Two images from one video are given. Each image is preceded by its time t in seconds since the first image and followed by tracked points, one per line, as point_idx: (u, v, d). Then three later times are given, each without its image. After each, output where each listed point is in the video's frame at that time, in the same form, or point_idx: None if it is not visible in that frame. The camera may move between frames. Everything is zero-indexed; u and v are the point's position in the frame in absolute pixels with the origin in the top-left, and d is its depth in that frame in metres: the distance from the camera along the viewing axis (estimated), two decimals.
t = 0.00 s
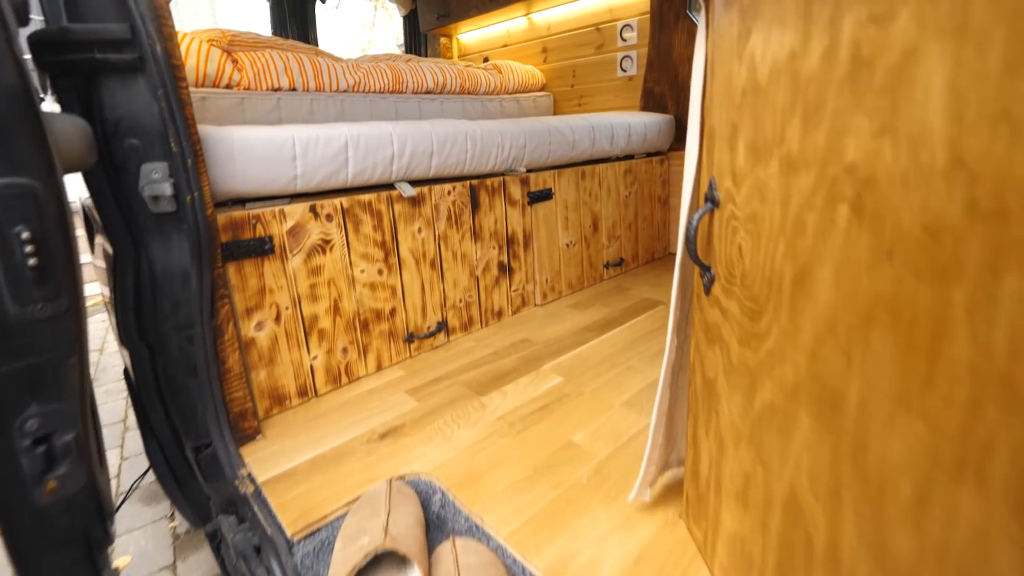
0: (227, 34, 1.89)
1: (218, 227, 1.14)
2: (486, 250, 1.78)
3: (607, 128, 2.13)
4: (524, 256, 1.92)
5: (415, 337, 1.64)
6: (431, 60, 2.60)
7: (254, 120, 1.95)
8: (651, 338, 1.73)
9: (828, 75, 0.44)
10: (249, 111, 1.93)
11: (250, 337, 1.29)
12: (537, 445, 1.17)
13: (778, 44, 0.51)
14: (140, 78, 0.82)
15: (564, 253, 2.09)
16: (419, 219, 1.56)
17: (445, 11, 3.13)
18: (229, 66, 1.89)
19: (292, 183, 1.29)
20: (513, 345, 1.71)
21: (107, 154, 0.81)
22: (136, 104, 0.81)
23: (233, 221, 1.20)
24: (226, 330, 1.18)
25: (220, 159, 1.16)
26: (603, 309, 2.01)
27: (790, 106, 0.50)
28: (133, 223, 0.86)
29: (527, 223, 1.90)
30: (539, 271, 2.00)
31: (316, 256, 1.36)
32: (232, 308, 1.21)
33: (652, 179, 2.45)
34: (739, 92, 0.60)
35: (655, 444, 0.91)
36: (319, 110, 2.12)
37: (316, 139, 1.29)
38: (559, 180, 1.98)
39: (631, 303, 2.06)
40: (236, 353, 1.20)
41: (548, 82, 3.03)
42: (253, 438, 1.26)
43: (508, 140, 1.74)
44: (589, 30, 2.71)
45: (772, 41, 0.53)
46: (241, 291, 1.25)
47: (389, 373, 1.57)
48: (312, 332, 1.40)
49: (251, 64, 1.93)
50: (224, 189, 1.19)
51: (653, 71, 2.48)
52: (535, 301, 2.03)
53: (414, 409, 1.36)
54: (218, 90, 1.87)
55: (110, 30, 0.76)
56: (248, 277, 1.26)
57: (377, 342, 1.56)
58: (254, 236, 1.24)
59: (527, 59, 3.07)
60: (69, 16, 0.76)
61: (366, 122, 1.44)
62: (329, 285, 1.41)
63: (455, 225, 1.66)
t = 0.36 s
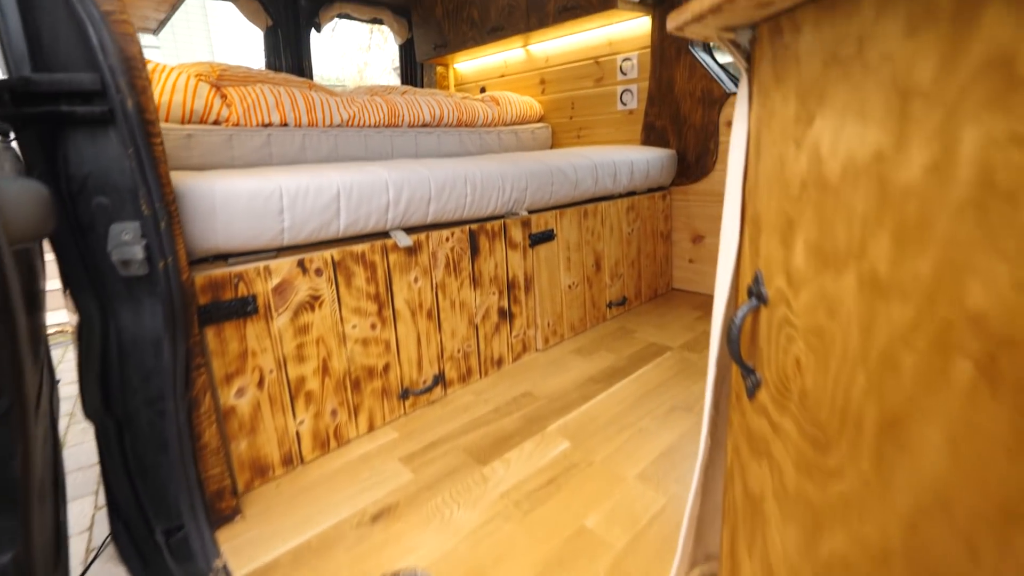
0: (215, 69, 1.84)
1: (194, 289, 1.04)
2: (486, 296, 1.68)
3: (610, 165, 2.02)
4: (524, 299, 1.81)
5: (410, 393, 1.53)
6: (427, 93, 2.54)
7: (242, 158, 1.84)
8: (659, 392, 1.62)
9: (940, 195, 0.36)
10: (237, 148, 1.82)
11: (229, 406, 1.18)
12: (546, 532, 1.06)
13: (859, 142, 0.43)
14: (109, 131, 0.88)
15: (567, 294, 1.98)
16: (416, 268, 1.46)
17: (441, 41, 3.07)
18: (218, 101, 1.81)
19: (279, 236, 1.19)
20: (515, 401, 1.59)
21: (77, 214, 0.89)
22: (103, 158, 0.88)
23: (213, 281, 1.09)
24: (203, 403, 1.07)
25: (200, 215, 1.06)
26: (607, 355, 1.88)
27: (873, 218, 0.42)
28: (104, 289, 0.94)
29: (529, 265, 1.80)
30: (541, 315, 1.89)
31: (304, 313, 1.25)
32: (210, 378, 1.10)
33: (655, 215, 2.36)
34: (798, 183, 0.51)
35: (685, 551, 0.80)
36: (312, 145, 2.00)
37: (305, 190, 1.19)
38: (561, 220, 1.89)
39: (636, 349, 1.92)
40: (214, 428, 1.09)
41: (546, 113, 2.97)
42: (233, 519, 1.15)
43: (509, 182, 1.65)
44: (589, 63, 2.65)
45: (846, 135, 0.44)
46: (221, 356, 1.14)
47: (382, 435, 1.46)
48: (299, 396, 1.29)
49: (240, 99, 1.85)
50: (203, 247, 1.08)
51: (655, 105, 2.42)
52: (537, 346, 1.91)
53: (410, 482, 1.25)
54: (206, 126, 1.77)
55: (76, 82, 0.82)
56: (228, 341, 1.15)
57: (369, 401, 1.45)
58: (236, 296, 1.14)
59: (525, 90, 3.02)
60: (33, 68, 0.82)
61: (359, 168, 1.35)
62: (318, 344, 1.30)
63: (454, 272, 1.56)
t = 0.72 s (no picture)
0: (200, 108, 1.77)
1: (168, 371, 0.93)
2: (485, 347, 1.57)
3: (612, 204, 1.93)
4: (524, 346, 1.69)
5: (404, 456, 1.41)
6: (420, 126, 2.47)
7: (228, 200, 1.74)
8: (669, 450, 1.52)
9: None
10: (222, 189, 1.72)
11: (207, 489, 1.06)
12: None
13: (983, 293, 0.35)
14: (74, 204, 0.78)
15: (568, 338, 1.86)
16: (411, 323, 1.36)
17: (433, 70, 3.00)
18: (202, 140, 1.73)
19: (264, 301, 1.09)
20: (516, 462, 1.48)
21: (36, 291, 0.77)
22: (67, 233, 0.77)
23: (189, 355, 0.99)
24: (176, 493, 0.96)
25: (176, 285, 0.96)
26: (612, 408, 1.73)
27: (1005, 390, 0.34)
28: (66, 374, 0.81)
29: (529, 311, 1.69)
30: (541, 361, 1.77)
31: (290, 382, 1.15)
32: (184, 463, 0.99)
33: (656, 251, 2.26)
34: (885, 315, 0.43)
35: None
36: (300, 183, 1.91)
37: (293, 250, 1.10)
38: (561, 262, 1.79)
39: (640, 400, 1.78)
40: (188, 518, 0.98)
41: (541, 142, 2.90)
42: None
43: (509, 227, 1.55)
44: (586, 94, 2.60)
45: (960, 277, 0.36)
46: (198, 436, 1.03)
47: (375, 504, 1.33)
48: (284, 470, 1.17)
49: (225, 138, 1.77)
50: (178, 318, 0.98)
51: (655, 139, 2.37)
52: (537, 395, 1.79)
53: (405, 568, 1.14)
54: (189, 167, 1.69)
55: (37, 149, 0.72)
56: (207, 418, 1.04)
57: (360, 469, 1.32)
58: (215, 369, 1.03)
59: (519, 119, 2.96)
60: None
61: (351, 221, 1.25)
62: (306, 413, 1.18)
63: (451, 325, 1.46)
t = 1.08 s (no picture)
0: (182, 146, 1.69)
1: (141, 465, 0.85)
2: (484, 398, 1.50)
3: (611, 240, 1.87)
4: (524, 393, 1.62)
5: (400, 520, 1.32)
6: (412, 156, 2.42)
7: (213, 243, 1.67)
8: (678, 502, 1.44)
9: None
10: (206, 231, 1.65)
11: None
12: None
13: None
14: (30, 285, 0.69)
15: (568, 380, 1.79)
16: (406, 380, 1.29)
17: (425, 95, 2.96)
18: (184, 180, 1.66)
19: (250, 371, 1.01)
20: (518, 521, 1.39)
21: None
22: (24, 318, 0.69)
23: (167, 438, 0.91)
24: None
25: (152, 364, 0.88)
26: (615, 451, 1.67)
27: None
28: (26, 477, 0.71)
29: (528, 356, 1.62)
30: (541, 407, 1.69)
31: (278, 455, 1.07)
32: (162, 557, 0.91)
33: (655, 283, 2.21)
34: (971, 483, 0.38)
35: None
36: (288, 221, 1.84)
37: (281, 315, 1.03)
38: (561, 302, 1.72)
39: (644, 446, 1.69)
40: None
41: (536, 169, 2.86)
42: None
43: (508, 272, 1.49)
44: (581, 121, 2.56)
45: None
46: (178, 522, 0.95)
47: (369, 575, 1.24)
48: (272, 548, 1.09)
49: (208, 177, 1.70)
50: (154, 398, 0.90)
51: (652, 168, 2.33)
52: (537, 441, 1.72)
53: None
54: (170, 208, 1.62)
55: None
56: (188, 503, 0.96)
57: (354, 537, 1.23)
58: (196, 450, 0.95)
59: (513, 145, 2.93)
60: None
61: (343, 277, 1.18)
62: (296, 486, 1.10)
63: (449, 378, 1.39)
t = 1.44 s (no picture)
0: (167, 183, 1.63)
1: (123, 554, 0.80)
2: (484, 444, 1.45)
3: (609, 273, 1.84)
4: (524, 435, 1.58)
5: None
6: (405, 183, 2.38)
7: (200, 283, 1.61)
8: (684, 551, 1.38)
9: None
10: (192, 271, 1.59)
11: None
12: None
13: None
14: None
15: (568, 417, 1.74)
16: (404, 434, 1.24)
17: (417, 117, 2.92)
18: (169, 218, 1.61)
19: (239, 440, 0.97)
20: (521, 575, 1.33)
21: None
22: None
23: (151, 520, 0.86)
24: None
25: (134, 444, 0.84)
26: (619, 493, 1.61)
27: None
28: None
29: (528, 398, 1.57)
30: (541, 448, 1.64)
31: (270, 525, 1.02)
32: None
33: (654, 310, 2.19)
34: None
35: None
36: (278, 256, 1.78)
37: (271, 381, 0.99)
38: (560, 339, 1.68)
39: (647, 485, 1.64)
40: None
41: (531, 191, 2.83)
42: None
43: (507, 314, 1.45)
44: (576, 145, 2.54)
45: None
46: None
47: None
48: None
49: (194, 214, 1.64)
50: (137, 477, 0.86)
51: (649, 194, 2.31)
52: (538, 481, 1.66)
53: None
54: (154, 248, 1.56)
55: None
56: None
57: None
58: (183, 529, 0.90)
59: (508, 166, 2.89)
60: None
61: (336, 331, 1.14)
62: (289, 554, 1.05)
63: (448, 427, 1.34)
